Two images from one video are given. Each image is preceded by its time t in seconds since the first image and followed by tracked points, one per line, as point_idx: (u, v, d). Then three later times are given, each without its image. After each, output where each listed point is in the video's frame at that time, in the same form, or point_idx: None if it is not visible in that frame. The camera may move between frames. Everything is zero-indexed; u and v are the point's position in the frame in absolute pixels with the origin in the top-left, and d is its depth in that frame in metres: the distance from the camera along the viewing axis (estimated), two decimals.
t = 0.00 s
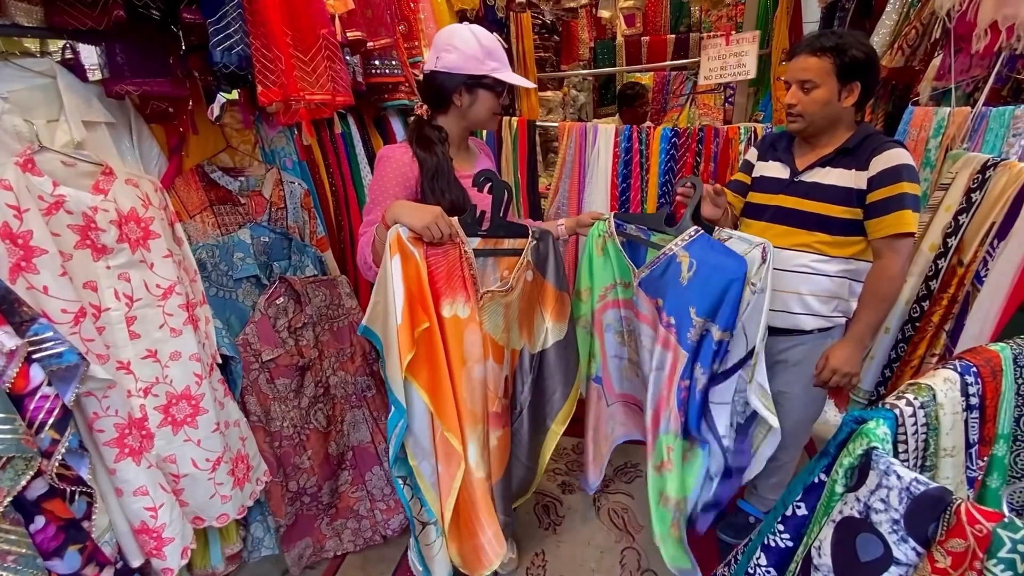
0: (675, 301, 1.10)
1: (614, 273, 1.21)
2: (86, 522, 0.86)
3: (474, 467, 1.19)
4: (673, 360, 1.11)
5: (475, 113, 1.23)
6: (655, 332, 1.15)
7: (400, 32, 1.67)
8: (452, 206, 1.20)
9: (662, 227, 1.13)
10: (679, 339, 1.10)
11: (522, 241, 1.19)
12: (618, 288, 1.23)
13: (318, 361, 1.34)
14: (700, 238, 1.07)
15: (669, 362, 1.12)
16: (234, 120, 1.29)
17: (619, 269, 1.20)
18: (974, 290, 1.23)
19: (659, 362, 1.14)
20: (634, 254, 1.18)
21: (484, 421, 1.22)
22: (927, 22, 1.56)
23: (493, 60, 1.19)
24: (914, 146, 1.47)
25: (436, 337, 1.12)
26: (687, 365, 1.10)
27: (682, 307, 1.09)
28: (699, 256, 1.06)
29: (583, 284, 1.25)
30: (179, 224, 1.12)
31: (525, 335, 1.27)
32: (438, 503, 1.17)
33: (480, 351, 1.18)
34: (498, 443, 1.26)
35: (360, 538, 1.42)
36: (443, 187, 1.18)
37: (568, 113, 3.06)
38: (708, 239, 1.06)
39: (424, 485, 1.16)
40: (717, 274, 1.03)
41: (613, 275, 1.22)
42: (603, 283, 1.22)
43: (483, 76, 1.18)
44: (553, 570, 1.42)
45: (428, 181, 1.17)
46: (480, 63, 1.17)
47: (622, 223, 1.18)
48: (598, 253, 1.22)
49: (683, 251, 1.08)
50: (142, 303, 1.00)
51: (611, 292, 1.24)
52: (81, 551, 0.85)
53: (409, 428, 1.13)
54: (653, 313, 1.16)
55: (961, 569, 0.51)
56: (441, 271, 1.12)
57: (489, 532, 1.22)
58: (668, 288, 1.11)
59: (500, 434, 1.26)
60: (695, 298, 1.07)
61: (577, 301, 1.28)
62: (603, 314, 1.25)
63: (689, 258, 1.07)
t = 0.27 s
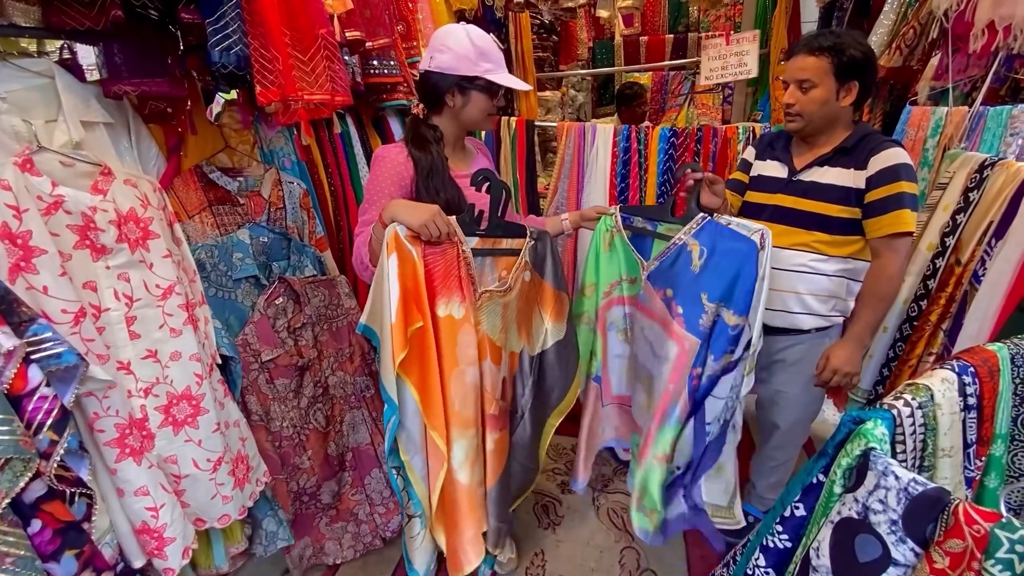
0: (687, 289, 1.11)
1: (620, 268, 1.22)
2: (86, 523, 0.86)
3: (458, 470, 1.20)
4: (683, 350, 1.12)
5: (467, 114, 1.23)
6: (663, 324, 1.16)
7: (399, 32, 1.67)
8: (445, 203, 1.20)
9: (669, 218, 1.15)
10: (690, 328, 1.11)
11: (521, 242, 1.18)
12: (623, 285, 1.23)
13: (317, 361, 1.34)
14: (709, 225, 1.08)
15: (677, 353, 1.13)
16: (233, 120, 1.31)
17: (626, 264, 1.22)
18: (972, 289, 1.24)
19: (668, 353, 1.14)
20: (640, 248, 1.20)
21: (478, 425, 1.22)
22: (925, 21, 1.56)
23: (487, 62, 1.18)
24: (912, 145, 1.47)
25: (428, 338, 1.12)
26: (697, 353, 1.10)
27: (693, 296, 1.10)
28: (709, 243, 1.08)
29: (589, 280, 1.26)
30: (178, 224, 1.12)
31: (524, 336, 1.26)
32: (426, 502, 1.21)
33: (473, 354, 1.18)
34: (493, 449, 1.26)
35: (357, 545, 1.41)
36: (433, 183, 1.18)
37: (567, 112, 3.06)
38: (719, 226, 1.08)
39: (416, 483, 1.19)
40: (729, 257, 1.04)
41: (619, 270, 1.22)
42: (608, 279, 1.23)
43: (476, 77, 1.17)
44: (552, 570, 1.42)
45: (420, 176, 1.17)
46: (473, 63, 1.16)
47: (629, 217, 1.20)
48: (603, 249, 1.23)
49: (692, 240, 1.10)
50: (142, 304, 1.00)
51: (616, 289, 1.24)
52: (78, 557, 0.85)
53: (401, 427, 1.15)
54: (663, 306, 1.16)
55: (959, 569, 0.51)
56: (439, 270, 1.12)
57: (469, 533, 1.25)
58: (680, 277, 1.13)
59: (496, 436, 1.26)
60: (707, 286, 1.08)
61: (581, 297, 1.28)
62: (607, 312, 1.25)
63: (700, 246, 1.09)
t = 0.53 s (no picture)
0: (695, 271, 1.18)
1: (626, 259, 1.23)
2: (87, 524, 0.86)
3: (447, 464, 1.21)
4: (692, 330, 1.19)
5: (453, 116, 1.21)
6: (671, 308, 1.22)
7: (397, 32, 1.67)
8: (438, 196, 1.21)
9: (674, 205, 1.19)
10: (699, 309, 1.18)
11: (522, 235, 1.18)
12: (625, 278, 1.25)
13: (317, 361, 1.34)
14: (713, 210, 1.15)
15: (687, 334, 1.20)
16: (232, 120, 1.31)
17: (632, 253, 1.23)
18: (971, 289, 1.24)
19: (677, 335, 1.21)
20: (646, 235, 1.22)
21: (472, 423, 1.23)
22: (923, 22, 1.57)
23: (477, 69, 1.16)
24: (913, 144, 1.46)
25: (427, 333, 1.12)
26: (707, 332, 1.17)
27: (702, 277, 1.17)
28: (714, 227, 1.15)
29: (592, 270, 1.26)
30: (177, 225, 1.12)
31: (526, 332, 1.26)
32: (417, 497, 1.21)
33: (469, 350, 1.18)
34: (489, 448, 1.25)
35: (358, 551, 1.41)
36: (422, 173, 1.18)
37: (566, 113, 3.05)
38: (722, 210, 1.15)
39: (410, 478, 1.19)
40: (739, 238, 1.12)
41: (625, 260, 1.24)
42: (614, 271, 1.24)
43: (461, 83, 1.16)
44: (552, 570, 1.42)
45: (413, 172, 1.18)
46: (461, 69, 1.15)
47: (635, 207, 1.21)
48: (609, 237, 1.24)
49: (698, 224, 1.16)
50: (142, 303, 1.00)
51: (620, 280, 1.25)
52: (79, 558, 0.84)
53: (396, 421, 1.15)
54: (672, 290, 1.21)
55: (958, 567, 0.52)
56: (440, 264, 1.12)
57: (455, 527, 1.25)
58: (689, 262, 1.19)
59: (495, 432, 1.26)
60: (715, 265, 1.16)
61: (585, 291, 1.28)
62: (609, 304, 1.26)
63: (706, 231, 1.16)
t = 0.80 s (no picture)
0: (701, 252, 1.23)
1: (633, 247, 1.32)
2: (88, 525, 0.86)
3: (441, 454, 1.22)
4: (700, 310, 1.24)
5: (439, 116, 1.19)
6: (682, 290, 1.27)
7: (396, 32, 1.67)
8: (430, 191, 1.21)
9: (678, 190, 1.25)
10: (705, 286, 1.23)
11: (530, 221, 1.18)
12: (632, 265, 1.33)
13: (317, 362, 1.34)
14: (715, 191, 1.20)
15: (699, 313, 1.24)
16: (231, 121, 1.32)
17: (638, 241, 1.31)
18: (971, 288, 1.24)
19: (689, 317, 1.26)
20: (653, 221, 1.28)
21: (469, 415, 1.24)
22: (922, 22, 1.57)
23: (460, 70, 1.13)
24: (909, 145, 1.48)
25: (432, 326, 1.14)
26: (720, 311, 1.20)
27: (709, 257, 1.22)
28: (717, 207, 1.19)
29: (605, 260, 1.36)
30: (177, 225, 1.12)
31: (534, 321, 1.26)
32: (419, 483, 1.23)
33: (472, 342, 1.19)
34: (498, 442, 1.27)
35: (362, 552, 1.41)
36: (411, 167, 1.19)
37: (565, 113, 3.05)
38: (724, 190, 1.19)
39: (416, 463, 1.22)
40: (739, 216, 1.15)
41: (632, 248, 1.32)
42: (621, 258, 1.33)
43: (443, 84, 1.14)
44: (552, 570, 1.42)
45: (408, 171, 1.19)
46: (443, 70, 1.13)
47: (642, 194, 1.28)
48: (617, 226, 1.33)
49: (703, 207, 1.21)
50: (142, 304, 1.00)
51: (627, 267, 1.34)
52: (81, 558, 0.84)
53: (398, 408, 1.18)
54: (680, 273, 1.27)
55: (954, 565, 0.52)
56: (448, 252, 1.12)
57: (449, 514, 1.26)
58: (696, 243, 1.24)
59: (507, 421, 1.27)
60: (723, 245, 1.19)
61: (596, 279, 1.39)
62: (620, 288, 1.35)
63: (711, 213, 1.21)
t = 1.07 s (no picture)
0: (690, 255, 1.24)
1: (629, 251, 1.33)
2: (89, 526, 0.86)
3: (452, 447, 1.22)
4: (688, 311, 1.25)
5: (428, 115, 1.18)
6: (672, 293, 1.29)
7: (397, 32, 1.67)
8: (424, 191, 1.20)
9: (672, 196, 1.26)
10: (693, 287, 1.24)
11: (530, 204, 1.20)
12: (628, 268, 1.35)
13: (317, 362, 1.33)
14: (704, 196, 1.20)
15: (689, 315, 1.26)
16: (232, 121, 1.32)
17: (635, 245, 1.32)
18: (972, 289, 1.24)
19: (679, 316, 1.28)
20: (648, 226, 1.29)
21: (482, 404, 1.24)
22: (922, 22, 1.57)
23: (445, 67, 1.11)
24: (911, 144, 1.47)
25: (440, 317, 1.13)
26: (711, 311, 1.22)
27: (698, 260, 1.23)
28: (706, 211, 1.20)
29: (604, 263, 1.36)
30: (177, 225, 1.12)
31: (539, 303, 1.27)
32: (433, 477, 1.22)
33: (480, 330, 1.19)
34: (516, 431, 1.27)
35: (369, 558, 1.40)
36: (404, 166, 1.17)
37: (565, 113, 3.06)
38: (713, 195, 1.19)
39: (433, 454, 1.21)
40: (726, 220, 1.15)
41: (629, 252, 1.34)
42: (618, 262, 1.34)
43: (429, 82, 1.13)
44: (552, 570, 1.42)
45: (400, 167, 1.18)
46: (428, 68, 1.12)
47: (639, 200, 1.29)
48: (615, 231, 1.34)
49: (693, 211, 1.21)
50: (142, 304, 1.00)
51: (625, 270, 1.35)
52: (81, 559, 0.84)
53: (410, 403, 1.16)
54: (671, 276, 1.28)
55: (954, 563, 0.52)
56: (451, 241, 1.12)
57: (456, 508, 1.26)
58: (685, 246, 1.24)
59: (521, 410, 1.27)
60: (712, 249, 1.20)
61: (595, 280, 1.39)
62: (619, 290, 1.36)
63: (700, 217, 1.21)
